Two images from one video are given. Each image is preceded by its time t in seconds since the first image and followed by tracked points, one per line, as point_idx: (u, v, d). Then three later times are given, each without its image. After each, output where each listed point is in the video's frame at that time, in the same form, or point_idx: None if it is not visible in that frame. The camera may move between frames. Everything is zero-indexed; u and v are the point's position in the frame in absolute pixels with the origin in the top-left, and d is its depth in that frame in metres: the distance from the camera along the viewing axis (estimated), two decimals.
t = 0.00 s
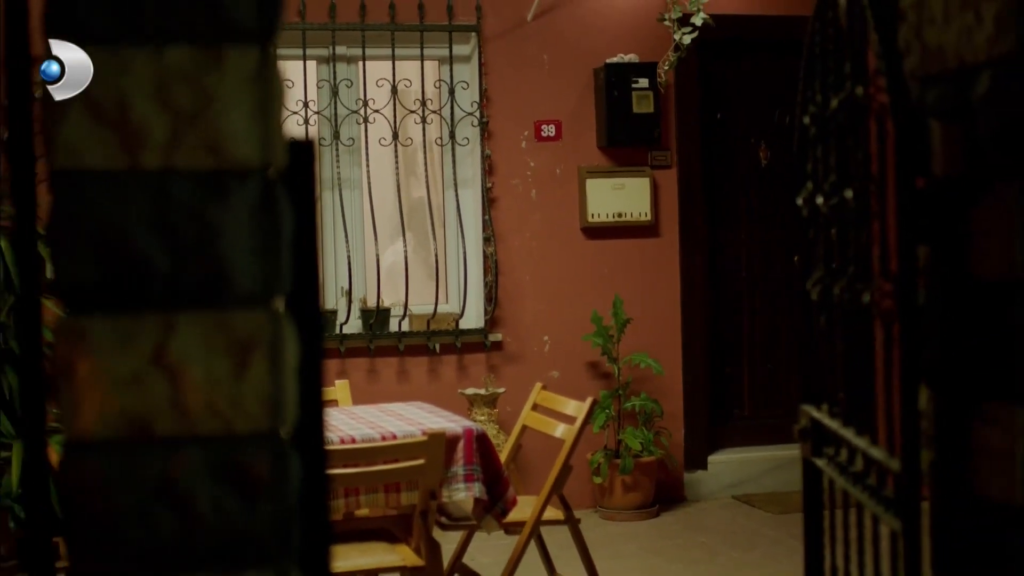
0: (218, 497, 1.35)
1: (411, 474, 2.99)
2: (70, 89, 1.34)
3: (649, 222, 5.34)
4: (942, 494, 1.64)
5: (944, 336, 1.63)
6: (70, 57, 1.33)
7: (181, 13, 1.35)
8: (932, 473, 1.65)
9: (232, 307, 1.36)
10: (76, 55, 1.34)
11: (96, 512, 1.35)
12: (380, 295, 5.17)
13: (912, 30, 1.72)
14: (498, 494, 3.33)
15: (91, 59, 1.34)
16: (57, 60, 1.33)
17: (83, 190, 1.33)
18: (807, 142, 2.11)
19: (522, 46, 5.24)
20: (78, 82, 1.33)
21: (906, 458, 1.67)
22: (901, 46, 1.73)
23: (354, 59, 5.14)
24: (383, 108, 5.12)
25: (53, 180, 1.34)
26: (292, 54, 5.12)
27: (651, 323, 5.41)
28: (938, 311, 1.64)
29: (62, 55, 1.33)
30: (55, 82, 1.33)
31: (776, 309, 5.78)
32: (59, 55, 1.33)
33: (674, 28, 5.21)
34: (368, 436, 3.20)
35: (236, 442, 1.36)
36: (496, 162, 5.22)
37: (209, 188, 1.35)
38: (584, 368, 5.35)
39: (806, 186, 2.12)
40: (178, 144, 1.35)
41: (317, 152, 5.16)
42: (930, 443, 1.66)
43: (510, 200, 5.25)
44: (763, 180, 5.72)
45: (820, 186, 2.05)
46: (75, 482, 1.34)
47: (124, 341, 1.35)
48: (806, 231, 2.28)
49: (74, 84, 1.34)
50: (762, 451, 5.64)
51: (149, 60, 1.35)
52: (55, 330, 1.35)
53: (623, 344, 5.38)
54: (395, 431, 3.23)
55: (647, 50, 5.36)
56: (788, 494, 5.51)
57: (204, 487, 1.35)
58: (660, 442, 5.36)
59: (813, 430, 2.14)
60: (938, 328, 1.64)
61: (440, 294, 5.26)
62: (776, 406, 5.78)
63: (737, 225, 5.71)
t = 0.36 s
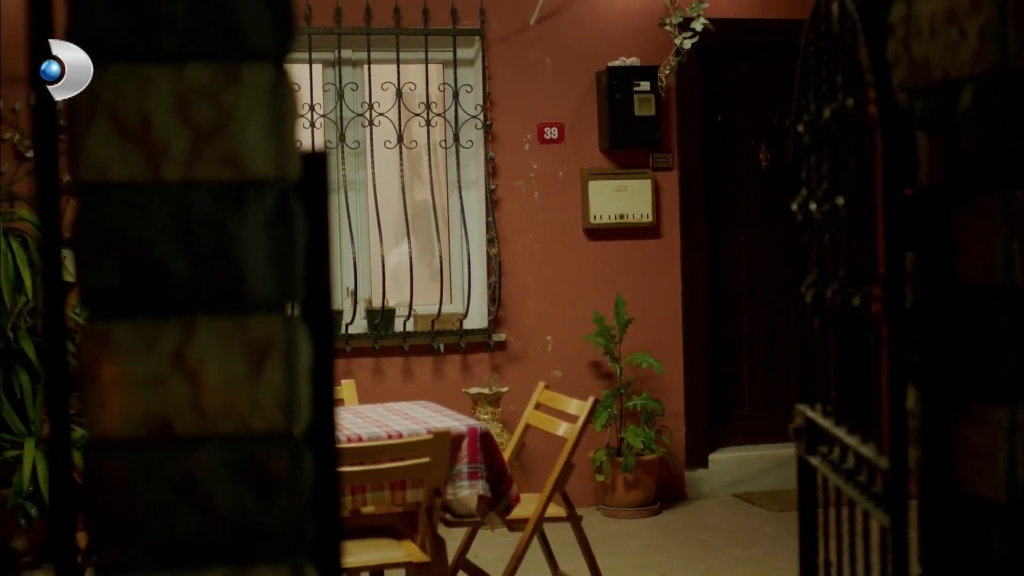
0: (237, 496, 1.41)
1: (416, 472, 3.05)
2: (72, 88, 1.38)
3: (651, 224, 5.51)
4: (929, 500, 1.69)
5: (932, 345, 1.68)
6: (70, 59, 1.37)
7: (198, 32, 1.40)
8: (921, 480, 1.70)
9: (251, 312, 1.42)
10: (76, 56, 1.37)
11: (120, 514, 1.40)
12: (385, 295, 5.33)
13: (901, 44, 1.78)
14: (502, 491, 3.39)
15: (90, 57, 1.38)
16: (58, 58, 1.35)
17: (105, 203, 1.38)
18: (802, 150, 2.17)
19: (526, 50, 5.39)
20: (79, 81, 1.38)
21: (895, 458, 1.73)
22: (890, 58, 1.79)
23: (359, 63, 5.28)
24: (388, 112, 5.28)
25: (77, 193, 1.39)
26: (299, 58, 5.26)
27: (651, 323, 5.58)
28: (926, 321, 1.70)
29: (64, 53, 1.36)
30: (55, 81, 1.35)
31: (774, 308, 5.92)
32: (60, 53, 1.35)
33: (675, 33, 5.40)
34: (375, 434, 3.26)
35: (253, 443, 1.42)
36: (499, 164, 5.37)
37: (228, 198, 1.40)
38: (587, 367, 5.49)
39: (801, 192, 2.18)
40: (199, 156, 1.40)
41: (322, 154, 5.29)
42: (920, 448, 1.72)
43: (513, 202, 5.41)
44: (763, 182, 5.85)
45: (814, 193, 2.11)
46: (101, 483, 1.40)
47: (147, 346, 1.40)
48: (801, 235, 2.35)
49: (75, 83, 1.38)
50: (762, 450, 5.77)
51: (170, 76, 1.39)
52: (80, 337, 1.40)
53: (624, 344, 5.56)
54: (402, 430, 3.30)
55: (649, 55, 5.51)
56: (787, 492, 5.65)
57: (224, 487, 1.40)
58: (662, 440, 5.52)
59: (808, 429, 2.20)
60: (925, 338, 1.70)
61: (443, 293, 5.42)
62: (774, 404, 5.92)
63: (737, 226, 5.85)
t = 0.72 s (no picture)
0: (253, 492, 1.48)
1: (422, 470, 3.11)
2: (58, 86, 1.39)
3: (654, 225, 5.61)
4: (918, 504, 1.75)
5: (921, 352, 1.74)
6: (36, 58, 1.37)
7: (214, 50, 1.46)
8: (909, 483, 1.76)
9: (267, 316, 1.48)
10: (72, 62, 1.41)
11: (141, 512, 1.46)
12: (391, 296, 5.43)
13: (890, 57, 1.84)
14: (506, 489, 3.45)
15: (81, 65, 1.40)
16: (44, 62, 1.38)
17: (127, 212, 1.45)
18: (796, 157, 2.24)
19: (529, 53, 5.51)
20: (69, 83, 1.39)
21: (883, 458, 1.79)
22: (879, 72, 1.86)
23: (365, 66, 5.39)
24: (394, 115, 5.38)
25: (100, 203, 1.46)
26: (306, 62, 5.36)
27: (653, 324, 5.67)
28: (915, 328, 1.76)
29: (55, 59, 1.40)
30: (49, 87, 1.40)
31: (774, 308, 6.01)
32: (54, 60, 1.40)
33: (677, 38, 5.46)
34: (381, 432, 3.33)
35: (266, 443, 1.48)
36: (503, 167, 5.48)
37: (244, 205, 1.47)
38: (590, 367, 5.59)
39: (796, 197, 2.24)
40: (217, 170, 1.46)
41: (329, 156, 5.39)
42: (909, 450, 1.78)
43: (517, 204, 5.52)
44: (764, 184, 5.94)
45: (808, 200, 2.17)
46: (122, 480, 1.46)
47: (168, 349, 1.47)
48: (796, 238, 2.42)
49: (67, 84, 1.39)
50: (765, 448, 5.85)
51: (189, 94, 1.46)
52: (104, 341, 1.47)
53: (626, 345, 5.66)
54: (408, 429, 3.37)
55: (651, 59, 5.61)
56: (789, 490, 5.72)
57: (241, 483, 1.47)
58: (664, 439, 5.61)
59: (803, 428, 2.27)
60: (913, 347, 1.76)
61: (449, 295, 5.51)
62: (774, 403, 6.00)
63: (736, 228, 5.94)
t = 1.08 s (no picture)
0: (266, 487, 1.54)
1: (427, 467, 3.18)
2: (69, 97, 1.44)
3: (656, 226, 5.68)
4: (910, 505, 1.81)
5: (916, 353, 1.79)
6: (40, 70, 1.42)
7: (229, 64, 1.53)
8: (900, 484, 1.81)
9: (279, 319, 1.55)
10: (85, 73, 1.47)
11: (157, 506, 1.53)
12: (396, 296, 5.51)
13: (879, 68, 1.91)
14: (509, 486, 3.53)
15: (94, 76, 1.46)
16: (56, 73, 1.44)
17: (145, 219, 1.52)
18: (792, 164, 2.30)
19: (533, 56, 5.58)
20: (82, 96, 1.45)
21: (874, 457, 1.83)
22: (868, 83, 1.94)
23: (371, 69, 5.46)
24: (399, 118, 5.45)
25: (120, 210, 1.53)
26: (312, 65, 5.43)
27: (654, 324, 5.74)
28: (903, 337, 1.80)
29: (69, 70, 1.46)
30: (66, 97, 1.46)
31: (774, 308, 6.08)
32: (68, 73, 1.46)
33: (678, 42, 5.56)
34: (387, 431, 3.40)
35: (280, 441, 1.55)
36: (508, 169, 5.56)
37: (258, 214, 1.54)
38: (593, 366, 5.67)
39: (791, 202, 2.31)
40: (233, 179, 1.53)
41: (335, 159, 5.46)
42: (897, 448, 1.85)
43: (521, 205, 5.59)
44: (764, 185, 6.01)
45: (802, 205, 2.24)
46: (141, 474, 1.53)
47: (185, 349, 1.53)
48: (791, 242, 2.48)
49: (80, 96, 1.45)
50: (766, 447, 5.92)
51: (205, 107, 1.53)
52: (124, 341, 1.53)
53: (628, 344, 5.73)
54: (413, 427, 3.44)
55: (653, 62, 5.69)
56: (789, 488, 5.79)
57: (254, 478, 1.54)
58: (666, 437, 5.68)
59: (797, 426, 2.34)
60: (902, 358, 1.81)
61: (454, 295, 5.59)
62: (775, 402, 6.06)
63: (737, 229, 6.01)
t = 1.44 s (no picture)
0: (278, 481, 1.61)
1: (431, 463, 3.25)
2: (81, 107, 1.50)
3: (657, 226, 5.76)
4: (898, 505, 1.86)
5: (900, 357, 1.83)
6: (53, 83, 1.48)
7: (243, 75, 1.59)
8: (889, 485, 1.86)
9: (289, 320, 1.62)
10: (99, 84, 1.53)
11: (173, 498, 1.60)
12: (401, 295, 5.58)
13: (868, 78, 1.98)
14: (512, 483, 3.61)
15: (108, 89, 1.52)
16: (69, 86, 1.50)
17: (162, 225, 1.59)
18: (786, 168, 2.37)
19: (536, 59, 5.66)
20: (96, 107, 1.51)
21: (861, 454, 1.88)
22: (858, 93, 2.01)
23: (375, 72, 5.54)
24: (404, 119, 5.53)
25: (138, 217, 1.60)
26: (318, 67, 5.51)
27: (655, 324, 5.82)
28: (890, 341, 1.84)
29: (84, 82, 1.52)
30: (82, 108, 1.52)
31: (774, 307, 6.15)
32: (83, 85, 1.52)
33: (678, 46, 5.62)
34: (393, 429, 3.47)
35: (291, 436, 1.62)
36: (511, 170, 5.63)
37: (270, 220, 1.61)
38: (595, 365, 5.75)
39: (786, 205, 2.38)
40: (246, 186, 1.60)
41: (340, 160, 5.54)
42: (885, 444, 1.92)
43: (524, 206, 5.66)
44: (764, 186, 6.08)
45: (795, 209, 2.30)
46: (157, 468, 1.60)
47: (200, 349, 1.60)
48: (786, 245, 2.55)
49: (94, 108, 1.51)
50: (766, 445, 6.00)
51: (218, 117, 1.60)
52: (142, 341, 1.60)
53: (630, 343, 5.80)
54: (418, 425, 3.51)
55: (655, 64, 5.77)
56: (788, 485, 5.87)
57: (266, 472, 1.61)
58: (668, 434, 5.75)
59: (791, 423, 2.41)
60: (889, 363, 1.85)
61: (458, 294, 5.66)
62: (775, 400, 6.13)
63: (738, 229, 6.08)
